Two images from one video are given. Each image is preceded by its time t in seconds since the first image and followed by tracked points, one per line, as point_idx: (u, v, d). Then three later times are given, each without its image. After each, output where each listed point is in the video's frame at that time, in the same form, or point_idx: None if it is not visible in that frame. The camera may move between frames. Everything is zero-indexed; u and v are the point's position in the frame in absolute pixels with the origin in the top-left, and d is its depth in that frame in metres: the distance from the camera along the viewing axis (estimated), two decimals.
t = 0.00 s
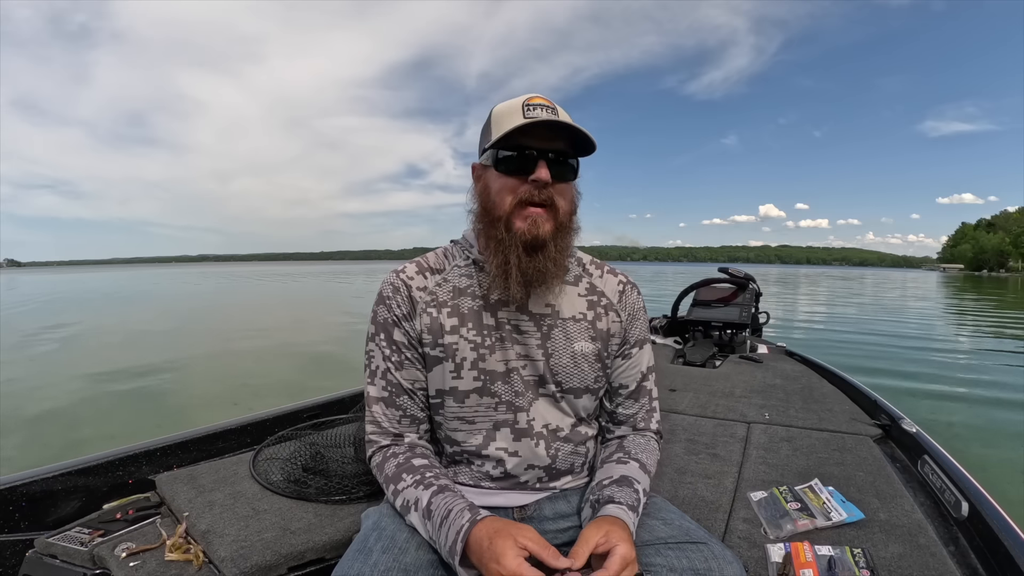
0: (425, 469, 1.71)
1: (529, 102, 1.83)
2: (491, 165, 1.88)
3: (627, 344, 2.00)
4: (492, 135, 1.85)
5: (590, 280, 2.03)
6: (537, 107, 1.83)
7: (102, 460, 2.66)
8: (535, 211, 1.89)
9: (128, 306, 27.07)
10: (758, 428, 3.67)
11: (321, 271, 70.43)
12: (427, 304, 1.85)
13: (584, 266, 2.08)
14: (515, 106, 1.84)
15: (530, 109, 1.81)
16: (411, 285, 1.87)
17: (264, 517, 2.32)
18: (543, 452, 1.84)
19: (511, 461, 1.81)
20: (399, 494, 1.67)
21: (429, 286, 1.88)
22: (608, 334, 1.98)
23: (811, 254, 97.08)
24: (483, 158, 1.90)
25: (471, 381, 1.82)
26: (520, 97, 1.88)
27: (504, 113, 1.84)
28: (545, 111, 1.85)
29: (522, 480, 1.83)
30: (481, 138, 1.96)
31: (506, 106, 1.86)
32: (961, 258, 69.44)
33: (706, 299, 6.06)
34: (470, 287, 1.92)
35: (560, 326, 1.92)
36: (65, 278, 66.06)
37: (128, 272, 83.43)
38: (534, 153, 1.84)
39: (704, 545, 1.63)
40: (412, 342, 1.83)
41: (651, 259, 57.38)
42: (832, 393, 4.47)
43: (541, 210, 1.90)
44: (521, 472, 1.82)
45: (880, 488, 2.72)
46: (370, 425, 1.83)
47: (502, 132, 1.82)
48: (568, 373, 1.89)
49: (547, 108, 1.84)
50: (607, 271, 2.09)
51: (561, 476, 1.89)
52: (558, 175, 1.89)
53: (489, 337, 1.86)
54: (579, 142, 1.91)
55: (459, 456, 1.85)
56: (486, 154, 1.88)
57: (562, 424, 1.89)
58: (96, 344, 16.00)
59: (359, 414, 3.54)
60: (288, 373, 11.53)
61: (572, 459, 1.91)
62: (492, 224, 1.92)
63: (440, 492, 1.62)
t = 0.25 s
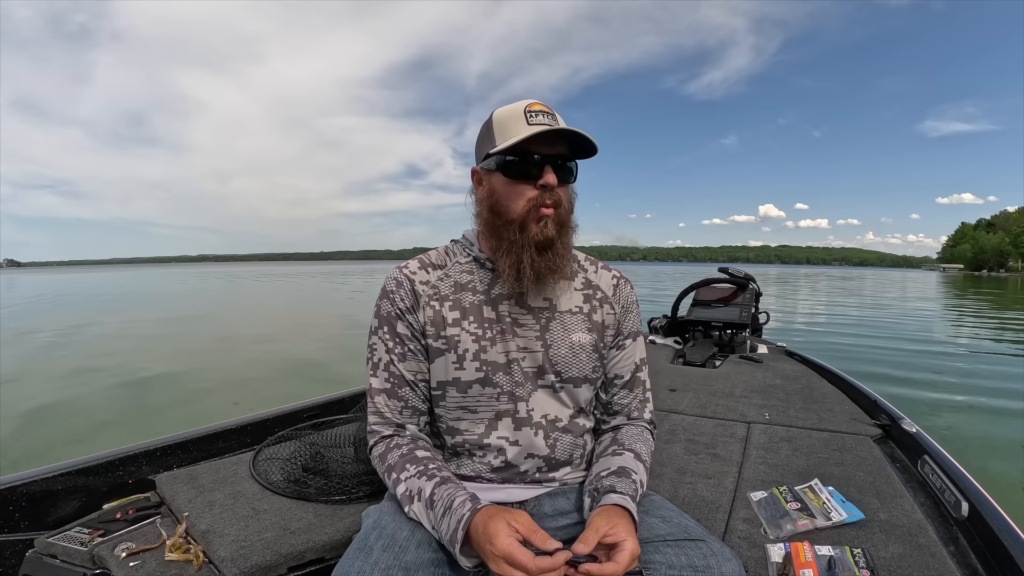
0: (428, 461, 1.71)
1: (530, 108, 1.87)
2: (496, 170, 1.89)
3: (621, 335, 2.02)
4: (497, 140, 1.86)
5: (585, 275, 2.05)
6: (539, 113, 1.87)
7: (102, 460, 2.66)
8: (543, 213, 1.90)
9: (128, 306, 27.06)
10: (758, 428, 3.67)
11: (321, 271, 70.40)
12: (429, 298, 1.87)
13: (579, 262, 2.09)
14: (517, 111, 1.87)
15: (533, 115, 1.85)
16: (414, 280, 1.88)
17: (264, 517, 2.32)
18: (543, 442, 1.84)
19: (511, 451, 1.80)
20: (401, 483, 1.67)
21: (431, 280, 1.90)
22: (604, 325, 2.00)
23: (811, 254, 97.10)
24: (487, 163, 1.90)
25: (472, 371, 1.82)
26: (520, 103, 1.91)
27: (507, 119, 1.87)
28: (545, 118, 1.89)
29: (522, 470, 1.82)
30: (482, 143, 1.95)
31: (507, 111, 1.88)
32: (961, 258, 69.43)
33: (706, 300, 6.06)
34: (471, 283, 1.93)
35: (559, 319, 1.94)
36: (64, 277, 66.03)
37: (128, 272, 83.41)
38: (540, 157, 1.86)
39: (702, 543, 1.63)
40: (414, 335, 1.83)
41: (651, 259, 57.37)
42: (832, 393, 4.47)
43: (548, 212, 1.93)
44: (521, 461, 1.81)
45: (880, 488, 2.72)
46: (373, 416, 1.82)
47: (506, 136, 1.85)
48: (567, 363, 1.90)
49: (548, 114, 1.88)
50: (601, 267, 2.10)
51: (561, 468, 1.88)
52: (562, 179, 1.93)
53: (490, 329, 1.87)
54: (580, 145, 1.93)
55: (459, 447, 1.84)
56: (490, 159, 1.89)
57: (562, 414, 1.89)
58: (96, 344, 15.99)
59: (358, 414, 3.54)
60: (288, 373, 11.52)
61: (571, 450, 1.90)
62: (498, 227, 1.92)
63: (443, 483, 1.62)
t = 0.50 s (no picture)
0: (430, 456, 1.72)
1: (528, 129, 1.82)
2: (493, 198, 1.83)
3: (617, 332, 2.03)
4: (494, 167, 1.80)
5: (581, 275, 2.05)
6: (536, 134, 1.82)
7: (102, 460, 2.65)
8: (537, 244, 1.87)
9: (128, 306, 27.08)
10: (758, 428, 3.67)
11: (321, 271, 70.41)
12: (428, 299, 1.87)
13: (576, 262, 2.08)
14: (515, 128, 1.83)
15: (530, 139, 1.81)
16: (413, 281, 1.88)
17: (264, 517, 2.31)
18: (542, 437, 1.84)
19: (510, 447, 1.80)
20: (403, 477, 1.67)
21: (430, 282, 1.90)
22: (600, 324, 2.00)
23: (811, 254, 97.17)
24: (483, 188, 1.84)
25: (470, 371, 1.82)
26: (518, 120, 1.85)
27: (504, 139, 1.82)
28: (543, 138, 1.84)
29: (521, 466, 1.82)
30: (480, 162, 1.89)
31: (504, 130, 1.82)
32: (960, 258, 69.49)
33: (706, 300, 6.05)
34: (468, 286, 1.94)
35: (556, 320, 1.94)
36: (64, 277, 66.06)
37: (128, 271, 83.43)
38: (536, 189, 1.80)
39: (701, 539, 1.63)
40: (413, 334, 1.84)
41: (651, 259, 57.39)
42: (833, 393, 4.47)
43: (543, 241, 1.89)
44: (520, 456, 1.82)
45: (880, 489, 2.72)
46: (374, 414, 1.82)
47: (502, 159, 1.83)
48: (565, 361, 1.90)
49: (547, 134, 1.83)
50: (597, 267, 2.10)
51: (559, 463, 1.88)
52: (559, 208, 1.87)
53: (487, 330, 1.87)
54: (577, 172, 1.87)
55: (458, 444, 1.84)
56: (486, 185, 1.83)
57: (561, 411, 1.90)
58: (96, 344, 16.00)
59: (358, 414, 3.53)
60: (288, 373, 11.54)
61: (571, 447, 1.90)
62: (492, 253, 1.90)
63: (445, 476, 1.63)
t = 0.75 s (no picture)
0: (427, 463, 1.71)
1: (529, 113, 1.85)
2: (494, 175, 1.87)
3: (616, 334, 2.02)
4: (494, 145, 1.85)
5: (580, 275, 2.04)
6: (538, 118, 1.85)
7: (102, 460, 2.65)
8: (536, 220, 1.90)
9: (128, 306, 27.06)
10: (758, 428, 3.67)
11: (321, 271, 70.41)
12: (424, 300, 1.86)
13: (574, 261, 2.08)
14: (515, 114, 1.86)
15: (531, 121, 1.83)
16: (408, 282, 1.88)
17: (264, 517, 2.31)
18: (539, 442, 1.84)
19: (508, 452, 1.81)
20: (400, 486, 1.67)
21: (425, 282, 1.90)
22: (599, 325, 2.00)
23: (811, 254, 97.21)
24: (483, 167, 1.90)
25: (467, 373, 1.82)
26: (519, 107, 1.89)
27: (506, 123, 1.85)
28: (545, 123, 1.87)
29: (519, 471, 1.82)
30: (479, 146, 1.95)
31: (505, 115, 1.87)
32: (960, 258, 69.53)
33: (706, 300, 6.05)
34: (465, 285, 1.93)
35: (554, 320, 1.94)
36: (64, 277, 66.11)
37: (128, 271, 83.42)
38: (534, 164, 1.86)
39: (701, 543, 1.63)
40: (409, 336, 1.84)
41: (651, 259, 57.40)
42: (832, 393, 4.48)
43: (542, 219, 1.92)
44: (519, 461, 1.82)
45: (880, 489, 2.73)
46: (369, 417, 1.83)
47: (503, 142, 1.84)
48: (563, 363, 1.90)
49: (548, 119, 1.86)
50: (596, 265, 2.10)
51: (559, 467, 1.88)
52: (558, 186, 1.92)
53: (484, 332, 1.87)
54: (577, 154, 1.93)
55: (455, 447, 1.84)
56: (486, 163, 1.88)
57: (559, 414, 1.89)
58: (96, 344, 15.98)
59: (359, 414, 3.53)
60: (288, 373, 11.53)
61: (569, 451, 1.90)
62: (491, 232, 1.92)
63: (444, 487, 1.62)
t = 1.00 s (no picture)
0: (428, 466, 1.72)
1: (536, 107, 1.89)
2: (503, 162, 1.89)
3: (616, 334, 2.02)
4: (502, 134, 1.87)
5: (580, 275, 2.04)
6: (545, 113, 1.89)
7: (102, 460, 2.65)
8: (542, 209, 1.93)
9: (128, 306, 27.06)
10: (758, 428, 3.67)
11: (321, 271, 70.40)
12: (422, 301, 1.86)
13: (575, 261, 2.09)
14: (523, 107, 1.90)
15: (538, 115, 1.87)
16: (407, 283, 1.88)
17: (264, 517, 2.31)
18: (539, 444, 1.84)
19: (508, 454, 1.81)
20: (401, 489, 1.66)
21: (424, 284, 1.90)
22: (599, 326, 2.00)
23: (810, 254, 97.29)
24: (490, 156, 1.91)
25: (466, 375, 1.82)
26: (525, 103, 1.93)
27: (513, 116, 1.88)
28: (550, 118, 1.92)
29: (520, 473, 1.82)
30: (484, 138, 1.96)
31: (512, 109, 1.90)
32: (960, 258, 69.52)
33: (706, 300, 6.06)
34: (465, 285, 1.93)
35: (554, 320, 1.94)
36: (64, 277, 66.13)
37: (127, 272, 83.41)
38: (542, 153, 1.90)
39: (702, 544, 1.63)
40: (407, 338, 1.84)
41: (650, 259, 57.40)
42: (833, 393, 4.48)
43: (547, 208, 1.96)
44: (519, 464, 1.82)
45: (880, 488, 2.73)
46: (367, 419, 1.83)
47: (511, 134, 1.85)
48: (563, 364, 1.90)
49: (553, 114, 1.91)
50: (596, 265, 2.10)
51: (559, 469, 1.88)
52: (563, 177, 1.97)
53: (484, 333, 1.87)
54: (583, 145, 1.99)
55: (455, 449, 1.84)
56: (493, 152, 1.90)
57: (559, 416, 1.89)
58: (95, 344, 15.97)
59: (359, 414, 3.54)
60: (288, 373, 11.53)
61: (570, 452, 1.89)
62: (497, 220, 1.92)
63: (445, 490, 1.62)
